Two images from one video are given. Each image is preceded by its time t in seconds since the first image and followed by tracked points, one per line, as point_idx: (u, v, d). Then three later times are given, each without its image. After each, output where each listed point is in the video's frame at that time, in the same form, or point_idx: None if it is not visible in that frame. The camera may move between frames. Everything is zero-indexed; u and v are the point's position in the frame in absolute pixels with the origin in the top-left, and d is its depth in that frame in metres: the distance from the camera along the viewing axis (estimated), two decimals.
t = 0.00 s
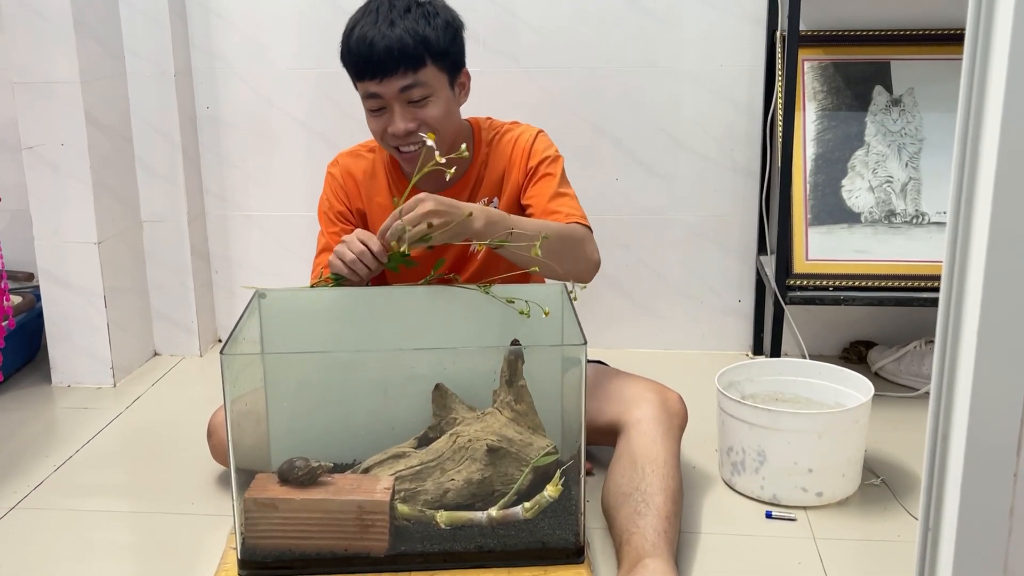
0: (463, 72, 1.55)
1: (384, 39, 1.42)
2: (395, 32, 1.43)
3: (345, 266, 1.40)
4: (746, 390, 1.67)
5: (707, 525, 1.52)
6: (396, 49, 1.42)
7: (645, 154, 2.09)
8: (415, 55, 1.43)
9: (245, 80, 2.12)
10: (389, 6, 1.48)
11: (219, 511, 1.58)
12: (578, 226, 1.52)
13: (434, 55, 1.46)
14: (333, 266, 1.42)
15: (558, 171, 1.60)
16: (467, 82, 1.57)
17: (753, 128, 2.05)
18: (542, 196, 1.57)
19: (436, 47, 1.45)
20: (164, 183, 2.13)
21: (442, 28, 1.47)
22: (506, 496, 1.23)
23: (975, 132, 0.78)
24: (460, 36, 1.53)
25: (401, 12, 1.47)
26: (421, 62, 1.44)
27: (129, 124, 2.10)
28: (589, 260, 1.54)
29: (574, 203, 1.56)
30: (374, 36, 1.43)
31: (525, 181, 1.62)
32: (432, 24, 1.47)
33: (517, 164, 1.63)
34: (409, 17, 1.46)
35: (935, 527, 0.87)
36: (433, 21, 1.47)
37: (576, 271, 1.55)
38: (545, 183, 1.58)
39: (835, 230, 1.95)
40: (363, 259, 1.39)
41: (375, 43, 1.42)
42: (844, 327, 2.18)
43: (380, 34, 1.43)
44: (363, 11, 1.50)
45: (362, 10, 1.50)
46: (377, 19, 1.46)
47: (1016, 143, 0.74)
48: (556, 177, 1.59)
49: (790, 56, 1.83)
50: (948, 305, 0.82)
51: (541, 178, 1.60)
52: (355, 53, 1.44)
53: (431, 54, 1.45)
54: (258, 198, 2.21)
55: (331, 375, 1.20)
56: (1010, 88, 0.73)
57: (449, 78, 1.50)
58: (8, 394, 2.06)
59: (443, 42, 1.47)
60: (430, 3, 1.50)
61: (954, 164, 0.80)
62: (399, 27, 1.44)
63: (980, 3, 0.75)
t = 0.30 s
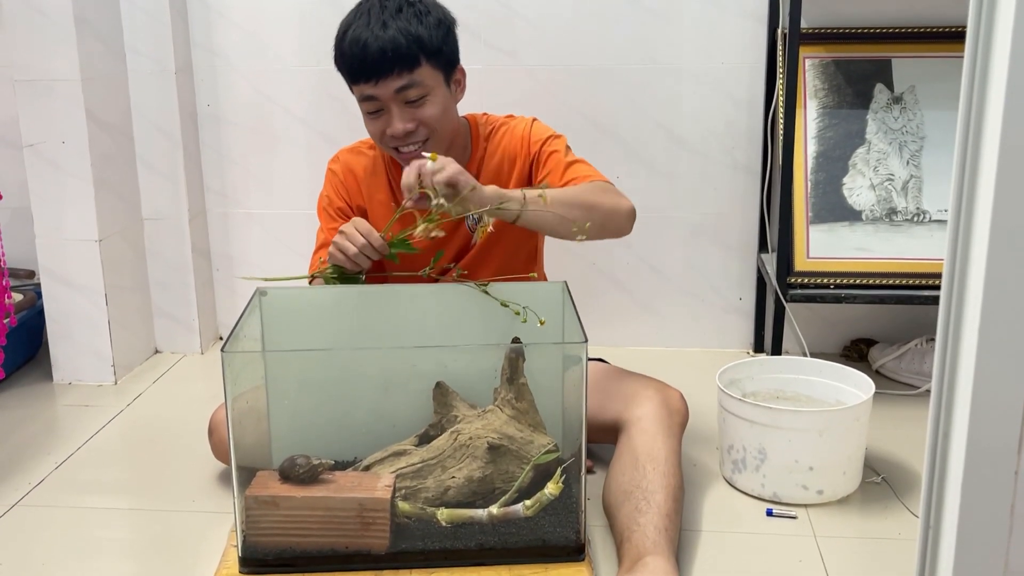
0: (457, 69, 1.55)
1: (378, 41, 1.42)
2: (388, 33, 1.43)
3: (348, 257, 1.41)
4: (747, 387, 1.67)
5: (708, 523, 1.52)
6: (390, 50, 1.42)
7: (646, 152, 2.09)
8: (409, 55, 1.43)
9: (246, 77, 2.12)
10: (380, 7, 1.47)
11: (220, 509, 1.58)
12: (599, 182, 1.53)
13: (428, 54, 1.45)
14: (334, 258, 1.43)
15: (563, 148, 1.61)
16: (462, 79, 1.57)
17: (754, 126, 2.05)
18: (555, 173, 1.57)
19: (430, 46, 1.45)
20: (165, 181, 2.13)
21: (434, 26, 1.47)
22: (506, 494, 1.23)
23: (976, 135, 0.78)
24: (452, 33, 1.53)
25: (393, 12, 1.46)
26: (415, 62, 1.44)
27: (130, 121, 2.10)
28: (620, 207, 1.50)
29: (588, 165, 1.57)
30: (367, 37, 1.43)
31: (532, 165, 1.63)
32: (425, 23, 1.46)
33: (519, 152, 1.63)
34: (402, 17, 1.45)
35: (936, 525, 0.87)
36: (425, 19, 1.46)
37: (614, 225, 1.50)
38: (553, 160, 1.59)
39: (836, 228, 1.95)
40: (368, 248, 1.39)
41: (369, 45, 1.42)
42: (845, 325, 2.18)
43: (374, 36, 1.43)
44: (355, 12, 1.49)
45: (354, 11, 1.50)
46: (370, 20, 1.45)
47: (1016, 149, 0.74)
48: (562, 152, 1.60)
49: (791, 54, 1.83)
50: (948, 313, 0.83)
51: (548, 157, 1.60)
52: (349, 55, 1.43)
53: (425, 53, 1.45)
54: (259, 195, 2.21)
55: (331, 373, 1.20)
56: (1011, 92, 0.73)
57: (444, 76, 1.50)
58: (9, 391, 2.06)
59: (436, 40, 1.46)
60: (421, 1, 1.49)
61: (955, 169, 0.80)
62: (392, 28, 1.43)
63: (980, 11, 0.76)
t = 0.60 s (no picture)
0: (460, 65, 1.55)
1: (383, 37, 1.42)
2: (393, 29, 1.43)
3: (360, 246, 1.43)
4: (748, 385, 1.67)
5: (709, 520, 1.52)
6: (395, 45, 1.42)
7: (647, 149, 2.09)
8: (414, 51, 1.42)
9: (247, 75, 2.12)
10: (384, 3, 1.47)
11: (222, 506, 1.58)
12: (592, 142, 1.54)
13: (433, 49, 1.45)
14: (345, 247, 1.45)
15: (556, 126, 1.61)
16: (465, 74, 1.57)
17: (756, 124, 2.05)
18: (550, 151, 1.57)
19: (435, 41, 1.45)
20: (167, 179, 2.14)
21: (438, 21, 1.47)
22: (507, 491, 1.23)
23: (977, 138, 0.78)
24: (456, 28, 1.53)
25: (397, 8, 1.46)
26: (421, 58, 1.43)
27: (131, 119, 2.10)
28: (614, 155, 1.51)
29: (578, 131, 1.58)
30: (372, 34, 1.42)
31: (528, 150, 1.62)
32: (429, 18, 1.46)
33: (515, 140, 1.63)
34: (406, 13, 1.45)
35: (937, 523, 0.87)
36: (429, 15, 1.46)
37: (611, 168, 1.50)
38: (547, 138, 1.59)
39: (837, 226, 1.95)
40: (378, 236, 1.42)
41: (374, 42, 1.42)
42: (846, 322, 2.17)
43: (379, 32, 1.42)
44: (358, 9, 1.49)
45: (358, 8, 1.50)
46: (374, 17, 1.45)
47: (1016, 151, 0.74)
48: (554, 128, 1.60)
49: (793, 52, 1.83)
50: (948, 318, 0.82)
51: (542, 135, 1.60)
52: (354, 53, 1.43)
53: (430, 48, 1.44)
54: (261, 193, 2.21)
55: (333, 369, 1.21)
56: (1011, 94, 0.73)
57: (448, 71, 1.49)
58: (11, 388, 2.06)
59: (440, 35, 1.46)
60: None
61: (956, 172, 0.79)
62: (397, 24, 1.43)
63: (982, 7, 0.75)
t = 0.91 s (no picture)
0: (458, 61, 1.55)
1: (383, 31, 1.41)
2: (392, 23, 1.42)
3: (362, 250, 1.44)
4: (749, 382, 1.67)
5: (710, 518, 1.52)
6: (395, 40, 1.41)
7: (649, 147, 2.09)
8: (414, 45, 1.42)
9: (248, 73, 2.12)
10: None
11: (223, 503, 1.58)
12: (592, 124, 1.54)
13: (432, 43, 1.45)
14: (345, 252, 1.46)
15: (554, 117, 1.61)
16: (464, 70, 1.57)
17: (757, 121, 2.05)
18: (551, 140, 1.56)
19: (434, 35, 1.45)
20: (168, 176, 2.14)
21: (437, 16, 1.47)
22: (508, 488, 1.23)
23: (978, 136, 0.77)
24: (454, 24, 1.53)
25: (396, 3, 1.46)
26: (421, 52, 1.43)
27: (132, 116, 2.10)
28: (614, 134, 1.51)
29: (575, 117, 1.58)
30: (371, 28, 1.42)
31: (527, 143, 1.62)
32: (428, 13, 1.46)
33: (513, 134, 1.63)
34: (405, 7, 1.45)
35: (937, 521, 0.86)
36: (428, 10, 1.46)
37: (612, 147, 1.50)
38: (545, 129, 1.59)
39: (838, 224, 1.95)
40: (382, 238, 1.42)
41: (374, 36, 1.41)
42: (847, 320, 2.17)
43: (378, 26, 1.42)
44: (356, 5, 1.49)
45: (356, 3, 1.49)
46: (373, 12, 1.45)
47: (1018, 148, 0.73)
48: (551, 119, 1.60)
49: (794, 50, 1.83)
50: (950, 320, 0.82)
51: (540, 127, 1.60)
52: (353, 47, 1.43)
53: (429, 42, 1.44)
54: (261, 190, 2.21)
55: (334, 367, 1.21)
56: (1013, 93, 0.72)
57: (447, 66, 1.49)
58: (12, 385, 2.06)
59: (439, 30, 1.46)
60: None
61: (957, 171, 0.79)
62: (396, 19, 1.43)
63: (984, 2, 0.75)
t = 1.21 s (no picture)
0: (459, 59, 1.54)
1: (383, 26, 1.41)
2: (393, 18, 1.42)
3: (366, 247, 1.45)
4: (750, 380, 1.67)
5: (712, 515, 1.52)
6: (396, 35, 1.41)
7: (650, 144, 2.09)
8: (415, 40, 1.42)
9: (249, 71, 2.12)
10: None
11: (224, 500, 1.58)
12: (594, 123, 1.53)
13: (433, 39, 1.45)
14: (350, 250, 1.47)
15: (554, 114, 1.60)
16: (465, 68, 1.57)
17: (759, 118, 2.05)
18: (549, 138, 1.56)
19: (435, 31, 1.45)
20: (169, 173, 2.13)
21: (439, 12, 1.47)
22: (510, 486, 1.23)
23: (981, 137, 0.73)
24: (456, 21, 1.52)
25: None
26: (422, 47, 1.43)
27: (133, 113, 2.09)
28: (614, 133, 1.50)
29: (576, 115, 1.56)
30: (373, 23, 1.42)
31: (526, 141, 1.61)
32: (430, 9, 1.46)
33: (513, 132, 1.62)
34: (406, 3, 1.45)
35: (940, 519, 0.81)
36: (430, 6, 1.46)
37: (613, 147, 1.48)
38: (545, 127, 1.58)
39: (840, 221, 1.95)
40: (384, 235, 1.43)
41: (374, 31, 1.41)
42: (849, 317, 2.17)
43: (379, 21, 1.42)
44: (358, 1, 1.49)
45: None
46: (375, 7, 1.45)
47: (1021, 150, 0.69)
48: (552, 116, 1.60)
49: (796, 47, 1.83)
50: (952, 315, 0.77)
51: (540, 124, 1.59)
52: (354, 42, 1.43)
53: (431, 38, 1.44)
54: (262, 188, 2.20)
55: (334, 364, 1.20)
56: (1020, 80, 0.67)
57: (448, 62, 1.49)
58: (14, 382, 2.06)
59: (440, 26, 1.46)
60: None
61: (960, 163, 0.74)
62: (398, 14, 1.43)
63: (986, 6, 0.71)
